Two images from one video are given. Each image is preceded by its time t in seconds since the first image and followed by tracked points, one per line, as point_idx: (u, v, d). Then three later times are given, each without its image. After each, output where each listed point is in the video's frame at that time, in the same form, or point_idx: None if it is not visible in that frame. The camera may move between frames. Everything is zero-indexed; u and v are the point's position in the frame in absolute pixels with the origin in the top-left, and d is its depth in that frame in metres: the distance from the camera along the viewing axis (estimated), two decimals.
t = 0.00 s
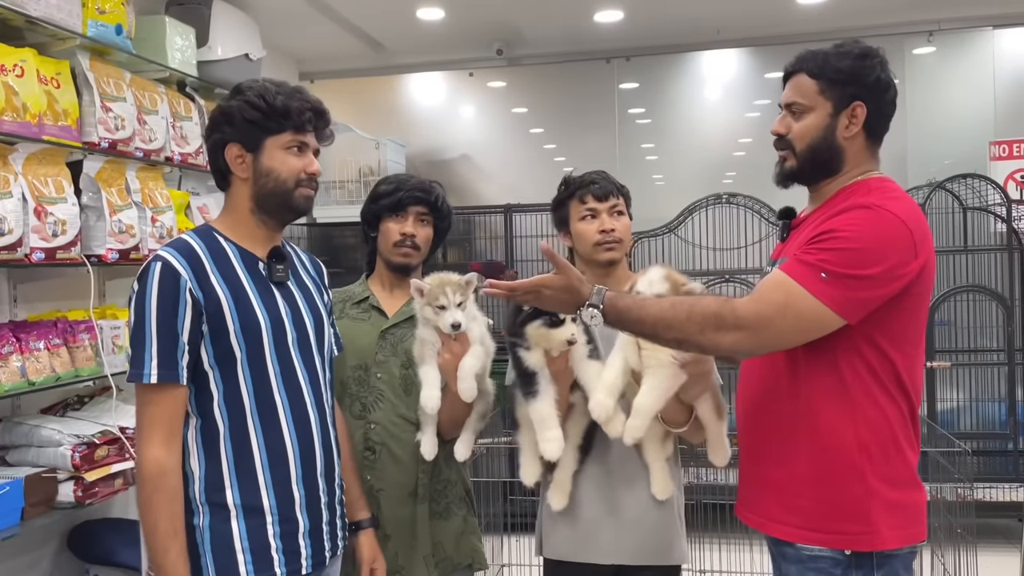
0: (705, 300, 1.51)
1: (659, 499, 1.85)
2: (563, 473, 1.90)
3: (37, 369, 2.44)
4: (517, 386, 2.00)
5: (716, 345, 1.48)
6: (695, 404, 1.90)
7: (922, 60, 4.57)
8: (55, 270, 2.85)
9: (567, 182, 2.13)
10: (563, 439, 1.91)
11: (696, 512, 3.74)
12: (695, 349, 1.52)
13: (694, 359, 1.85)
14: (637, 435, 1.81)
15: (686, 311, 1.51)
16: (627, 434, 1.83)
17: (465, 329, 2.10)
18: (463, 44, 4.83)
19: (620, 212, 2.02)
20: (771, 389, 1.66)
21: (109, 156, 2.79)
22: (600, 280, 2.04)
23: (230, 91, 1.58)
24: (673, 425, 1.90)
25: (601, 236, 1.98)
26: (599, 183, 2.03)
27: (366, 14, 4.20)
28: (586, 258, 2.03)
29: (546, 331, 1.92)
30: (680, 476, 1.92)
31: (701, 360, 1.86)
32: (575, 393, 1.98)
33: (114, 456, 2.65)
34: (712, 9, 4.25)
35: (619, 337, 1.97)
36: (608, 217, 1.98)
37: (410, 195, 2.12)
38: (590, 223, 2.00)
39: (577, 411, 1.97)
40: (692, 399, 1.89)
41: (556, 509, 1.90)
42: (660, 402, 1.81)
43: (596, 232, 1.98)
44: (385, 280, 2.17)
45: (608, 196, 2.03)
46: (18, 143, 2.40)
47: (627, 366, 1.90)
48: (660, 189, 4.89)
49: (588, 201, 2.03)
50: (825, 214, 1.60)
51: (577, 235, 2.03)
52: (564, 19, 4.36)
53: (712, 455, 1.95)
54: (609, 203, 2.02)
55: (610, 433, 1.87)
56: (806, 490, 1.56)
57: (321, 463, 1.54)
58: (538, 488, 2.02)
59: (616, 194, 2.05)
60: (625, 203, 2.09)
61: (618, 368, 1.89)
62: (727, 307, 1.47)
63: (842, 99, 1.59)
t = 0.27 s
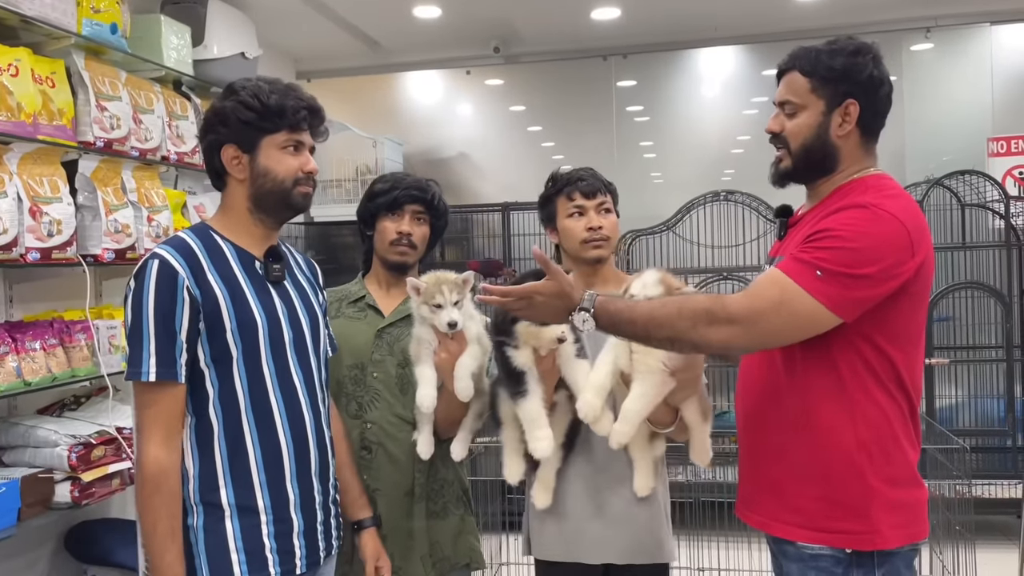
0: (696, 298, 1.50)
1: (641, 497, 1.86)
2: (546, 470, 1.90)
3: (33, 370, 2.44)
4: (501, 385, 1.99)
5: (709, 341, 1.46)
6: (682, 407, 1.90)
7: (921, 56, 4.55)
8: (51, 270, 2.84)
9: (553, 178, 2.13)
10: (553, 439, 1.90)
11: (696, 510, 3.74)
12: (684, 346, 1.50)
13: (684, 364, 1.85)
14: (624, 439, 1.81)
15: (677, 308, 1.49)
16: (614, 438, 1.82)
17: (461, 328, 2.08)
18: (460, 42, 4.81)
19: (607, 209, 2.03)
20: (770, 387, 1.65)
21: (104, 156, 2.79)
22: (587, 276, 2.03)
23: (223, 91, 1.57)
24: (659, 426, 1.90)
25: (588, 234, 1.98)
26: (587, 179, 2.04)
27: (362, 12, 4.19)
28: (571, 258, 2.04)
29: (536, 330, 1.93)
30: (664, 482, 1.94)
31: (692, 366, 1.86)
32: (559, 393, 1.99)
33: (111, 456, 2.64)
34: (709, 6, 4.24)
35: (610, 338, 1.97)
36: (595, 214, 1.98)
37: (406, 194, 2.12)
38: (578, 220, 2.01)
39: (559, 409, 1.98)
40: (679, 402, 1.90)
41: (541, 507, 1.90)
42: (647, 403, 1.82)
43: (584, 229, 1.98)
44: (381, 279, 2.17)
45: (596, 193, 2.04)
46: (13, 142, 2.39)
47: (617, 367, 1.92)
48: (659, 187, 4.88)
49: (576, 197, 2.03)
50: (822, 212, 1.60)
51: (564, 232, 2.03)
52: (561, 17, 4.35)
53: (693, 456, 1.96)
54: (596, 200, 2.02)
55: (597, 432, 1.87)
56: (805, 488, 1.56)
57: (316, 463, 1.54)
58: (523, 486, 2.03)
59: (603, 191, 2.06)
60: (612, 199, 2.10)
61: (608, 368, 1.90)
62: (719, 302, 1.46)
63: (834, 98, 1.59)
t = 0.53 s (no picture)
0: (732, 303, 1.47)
1: (629, 492, 1.89)
2: (541, 475, 1.90)
3: (29, 370, 2.43)
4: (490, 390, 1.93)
5: (741, 355, 1.44)
6: (669, 405, 1.88)
7: (918, 53, 4.55)
8: (47, 269, 2.83)
9: (533, 177, 2.13)
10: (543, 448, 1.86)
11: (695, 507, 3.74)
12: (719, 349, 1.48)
13: (677, 363, 1.84)
14: (620, 442, 1.80)
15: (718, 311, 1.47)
16: (609, 441, 1.82)
17: (459, 325, 2.03)
18: (458, 39, 4.80)
19: (587, 206, 2.02)
20: (765, 386, 1.65)
21: (100, 155, 2.78)
22: (571, 273, 2.06)
23: (215, 89, 1.56)
24: (649, 424, 1.88)
25: (570, 230, 1.98)
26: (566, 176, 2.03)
27: (359, 10, 4.18)
28: (555, 255, 2.04)
29: (528, 335, 1.85)
30: (654, 479, 1.96)
31: (681, 364, 1.85)
32: (548, 396, 1.94)
33: (108, 456, 2.63)
34: (706, 2, 4.23)
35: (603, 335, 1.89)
36: (575, 210, 1.98)
37: (402, 191, 2.11)
38: (557, 217, 2.00)
39: (549, 411, 1.94)
40: (666, 398, 1.87)
41: (535, 510, 1.92)
42: (643, 405, 1.80)
43: (565, 226, 1.98)
44: (377, 276, 2.16)
45: (575, 189, 2.02)
46: (8, 142, 2.38)
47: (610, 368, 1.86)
48: (657, 184, 4.88)
49: (554, 194, 2.02)
50: (819, 210, 1.59)
51: (545, 230, 2.02)
52: (559, 14, 4.34)
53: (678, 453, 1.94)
54: (576, 197, 2.02)
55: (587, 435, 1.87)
56: (800, 486, 1.56)
57: (309, 463, 1.53)
58: (516, 490, 2.00)
59: (583, 187, 2.04)
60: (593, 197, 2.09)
61: (599, 372, 1.84)
62: (749, 314, 1.45)
63: (823, 93, 1.58)
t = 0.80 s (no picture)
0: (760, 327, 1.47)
1: (625, 493, 1.88)
2: (527, 475, 1.90)
3: (26, 370, 2.43)
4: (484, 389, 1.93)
5: (776, 379, 1.44)
6: (664, 403, 1.90)
7: (915, 50, 4.56)
8: (44, 270, 2.83)
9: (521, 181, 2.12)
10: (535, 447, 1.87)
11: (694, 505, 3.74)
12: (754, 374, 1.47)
13: (673, 360, 1.83)
14: (624, 442, 1.80)
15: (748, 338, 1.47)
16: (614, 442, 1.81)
17: (456, 323, 2.04)
18: (455, 37, 4.80)
19: (575, 204, 2.01)
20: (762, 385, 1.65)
21: (97, 155, 2.77)
22: (563, 272, 2.06)
23: (210, 89, 1.55)
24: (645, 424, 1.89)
25: (557, 230, 1.98)
26: (553, 177, 2.02)
27: (356, 8, 4.17)
28: (546, 254, 2.04)
29: (525, 335, 1.84)
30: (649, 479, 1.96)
31: (677, 360, 1.84)
32: (542, 396, 1.94)
33: (106, 456, 2.63)
34: None
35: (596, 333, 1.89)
36: (563, 210, 1.97)
37: (398, 189, 2.11)
38: (545, 217, 2.00)
39: (542, 411, 1.93)
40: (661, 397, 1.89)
41: (520, 509, 1.93)
42: (643, 403, 1.80)
43: (552, 225, 1.98)
44: (374, 275, 2.16)
45: (563, 189, 2.01)
46: (4, 142, 2.38)
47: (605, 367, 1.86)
48: (655, 181, 4.88)
49: (543, 195, 2.02)
50: (818, 208, 1.59)
51: (535, 230, 2.02)
52: (556, 12, 4.34)
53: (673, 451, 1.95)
54: (564, 196, 2.00)
55: (582, 437, 1.86)
56: (798, 485, 1.56)
57: (305, 463, 1.53)
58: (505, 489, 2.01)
59: (571, 187, 2.03)
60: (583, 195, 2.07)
61: (594, 372, 1.84)
62: (777, 337, 1.44)
63: (821, 91, 1.58)
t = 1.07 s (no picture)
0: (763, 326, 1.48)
1: (639, 493, 1.88)
2: (535, 474, 1.90)
3: (25, 372, 2.43)
4: (488, 390, 1.94)
5: (781, 378, 1.44)
6: (668, 397, 1.91)
7: (913, 48, 4.56)
8: (43, 271, 2.83)
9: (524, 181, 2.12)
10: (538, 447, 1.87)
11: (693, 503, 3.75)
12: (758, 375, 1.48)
13: (673, 352, 1.84)
14: (633, 436, 1.80)
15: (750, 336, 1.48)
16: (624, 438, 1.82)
17: (454, 323, 2.06)
18: (453, 37, 4.80)
19: (574, 203, 2.00)
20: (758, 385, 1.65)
21: (95, 156, 2.77)
22: (566, 273, 2.07)
23: (203, 93, 1.56)
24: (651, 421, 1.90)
25: (554, 229, 1.99)
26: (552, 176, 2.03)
27: (353, 8, 4.17)
28: (546, 253, 2.05)
29: (526, 338, 1.85)
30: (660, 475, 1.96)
31: (677, 353, 1.86)
32: (546, 396, 1.94)
33: (105, 457, 2.64)
34: None
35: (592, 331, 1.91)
36: (561, 209, 1.98)
37: (395, 190, 2.11)
38: (545, 217, 2.01)
39: (547, 410, 1.94)
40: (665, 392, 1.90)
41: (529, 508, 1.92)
42: (648, 396, 1.81)
43: (549, 224, 1.99)
44: (372, 276, 2.16)
45: (561, 187, 2.02)
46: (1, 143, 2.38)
47: (606, 364, 1.87)
48: (653, 180, 4.88)
49: (542, 194, 2.03)
50: (816, 208, 1.59)
51: (535, 229, 2.03)
52: (553, 11, 4.34)
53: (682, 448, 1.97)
54: (562, 195, 2.00)
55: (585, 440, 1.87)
56: (795, 485, 1.56)
57: (301, 464, 1.54)
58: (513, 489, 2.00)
59: (571, 185, 2.03)
60: (584, 193, 2.07)
61: (594, 372, 1.84)
62: (781, 336, 1.44)
63: (818, 91, 1.58)
